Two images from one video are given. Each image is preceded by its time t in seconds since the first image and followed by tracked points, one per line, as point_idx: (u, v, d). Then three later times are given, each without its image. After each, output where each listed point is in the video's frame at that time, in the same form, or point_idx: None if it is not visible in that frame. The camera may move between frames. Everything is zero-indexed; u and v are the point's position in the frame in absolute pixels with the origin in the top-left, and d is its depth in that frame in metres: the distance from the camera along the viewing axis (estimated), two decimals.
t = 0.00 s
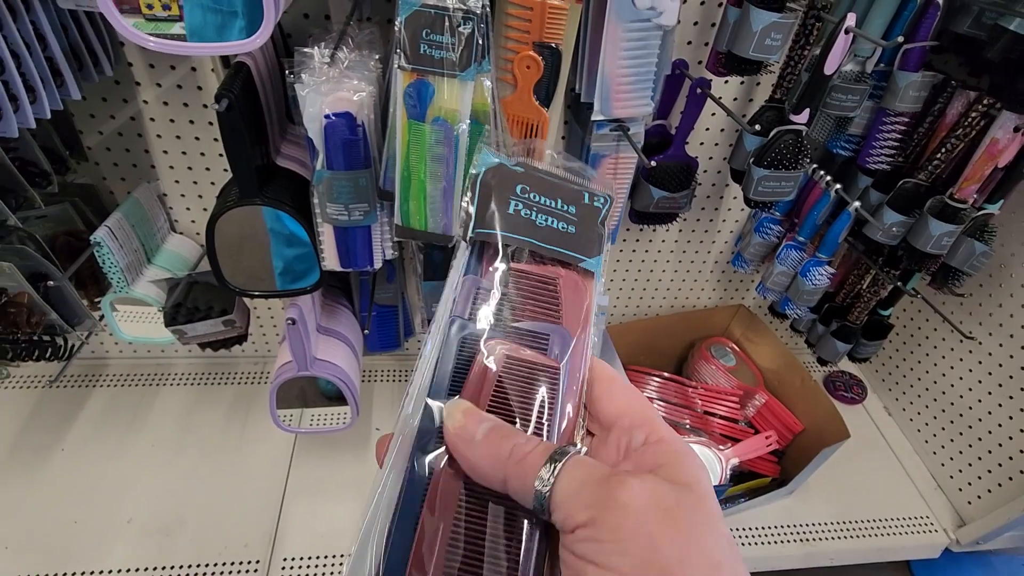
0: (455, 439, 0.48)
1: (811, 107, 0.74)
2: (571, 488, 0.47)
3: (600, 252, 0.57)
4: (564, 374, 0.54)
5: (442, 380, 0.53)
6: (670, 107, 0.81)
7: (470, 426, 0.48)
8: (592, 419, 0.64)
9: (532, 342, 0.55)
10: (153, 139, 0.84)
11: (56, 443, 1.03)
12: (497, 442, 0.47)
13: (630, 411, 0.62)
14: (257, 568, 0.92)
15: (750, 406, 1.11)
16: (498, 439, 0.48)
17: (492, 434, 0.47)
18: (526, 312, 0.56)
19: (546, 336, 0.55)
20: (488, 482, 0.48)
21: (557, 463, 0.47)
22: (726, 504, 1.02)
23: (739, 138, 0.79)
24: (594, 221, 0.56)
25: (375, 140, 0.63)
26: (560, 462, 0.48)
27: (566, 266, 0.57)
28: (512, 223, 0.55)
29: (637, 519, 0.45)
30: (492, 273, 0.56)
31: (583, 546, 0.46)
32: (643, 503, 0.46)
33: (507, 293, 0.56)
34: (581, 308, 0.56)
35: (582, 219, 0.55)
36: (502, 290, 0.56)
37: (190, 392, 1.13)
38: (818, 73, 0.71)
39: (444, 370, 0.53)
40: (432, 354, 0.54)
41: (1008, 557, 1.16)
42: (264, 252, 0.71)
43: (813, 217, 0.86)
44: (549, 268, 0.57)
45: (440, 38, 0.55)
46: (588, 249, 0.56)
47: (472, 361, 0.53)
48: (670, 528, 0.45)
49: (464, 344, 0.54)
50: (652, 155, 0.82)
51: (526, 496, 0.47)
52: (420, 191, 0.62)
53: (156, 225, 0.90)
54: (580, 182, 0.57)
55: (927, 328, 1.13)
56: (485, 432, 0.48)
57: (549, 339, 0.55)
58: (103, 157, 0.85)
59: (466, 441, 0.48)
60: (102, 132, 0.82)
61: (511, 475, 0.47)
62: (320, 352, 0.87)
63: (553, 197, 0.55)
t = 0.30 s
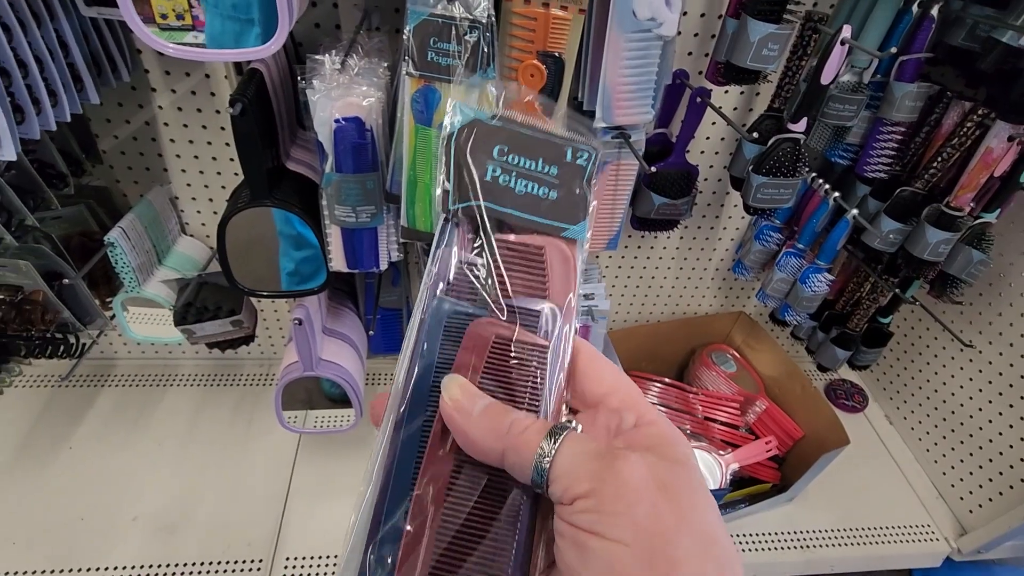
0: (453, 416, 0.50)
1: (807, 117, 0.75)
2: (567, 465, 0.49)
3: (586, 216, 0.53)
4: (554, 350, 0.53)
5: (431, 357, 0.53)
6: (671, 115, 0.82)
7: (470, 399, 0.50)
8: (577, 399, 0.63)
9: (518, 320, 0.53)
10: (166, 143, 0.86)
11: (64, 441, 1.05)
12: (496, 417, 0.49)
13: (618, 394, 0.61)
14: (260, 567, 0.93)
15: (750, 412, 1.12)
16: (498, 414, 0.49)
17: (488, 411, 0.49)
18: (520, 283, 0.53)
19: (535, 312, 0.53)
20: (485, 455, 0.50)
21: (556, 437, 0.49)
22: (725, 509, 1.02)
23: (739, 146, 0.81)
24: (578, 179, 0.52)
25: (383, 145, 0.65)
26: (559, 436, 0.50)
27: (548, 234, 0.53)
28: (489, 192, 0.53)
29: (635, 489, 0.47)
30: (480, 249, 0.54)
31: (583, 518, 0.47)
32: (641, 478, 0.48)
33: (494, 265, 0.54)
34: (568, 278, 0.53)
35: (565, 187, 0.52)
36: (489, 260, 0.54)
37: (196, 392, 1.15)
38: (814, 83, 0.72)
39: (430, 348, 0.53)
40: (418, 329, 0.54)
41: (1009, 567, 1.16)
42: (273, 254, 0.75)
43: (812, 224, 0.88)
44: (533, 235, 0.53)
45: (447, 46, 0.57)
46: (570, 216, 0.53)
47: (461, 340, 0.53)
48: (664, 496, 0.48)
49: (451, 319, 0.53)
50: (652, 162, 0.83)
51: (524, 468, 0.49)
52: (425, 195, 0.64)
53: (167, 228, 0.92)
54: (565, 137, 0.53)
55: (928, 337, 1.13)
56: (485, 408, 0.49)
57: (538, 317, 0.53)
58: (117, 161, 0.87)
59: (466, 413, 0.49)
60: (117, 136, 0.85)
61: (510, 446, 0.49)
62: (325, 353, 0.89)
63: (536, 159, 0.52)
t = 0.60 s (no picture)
0: (477, 369, 0.53)
1: (806, 124, 0.78)
2: (578, 402, 0.52)
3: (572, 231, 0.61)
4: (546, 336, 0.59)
5: (437, 347, 0.56)
6: (672, 121, 0.85)
7: (488, 354, 0.54)
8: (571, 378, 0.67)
9: (514, 314, 0.58)
10: (182, 145, 0.88)
11: (74, 437, 1.07)
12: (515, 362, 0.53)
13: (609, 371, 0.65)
14: (264, 564, 0.95)
15: (750, 416, 1.11)
16: (515, 359, 0.53)
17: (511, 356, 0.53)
18: (510, 283, 0.58)
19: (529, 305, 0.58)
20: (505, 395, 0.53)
21: (572, 376, 0.53)
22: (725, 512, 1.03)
23: (739, 152, 0.83)
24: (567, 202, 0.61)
25: (393, 146, 0.67)
26: (575, 376, 0.53)
27: (539, 243, 0.60)
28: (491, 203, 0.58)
29: (637, 425, 0.50)
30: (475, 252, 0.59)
31: (585, 445, 0.51)
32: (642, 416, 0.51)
33: (486, 267, 0.59)
34: (554, 275, 0.60)
35: (554, 206, 0.60)
36: (482, 264, 0.59)
37: (204, 391, 1.17)
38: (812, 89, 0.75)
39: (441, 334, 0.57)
40: (423, 323, 0.57)
41: None
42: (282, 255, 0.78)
43: (811, 229, 0.90)
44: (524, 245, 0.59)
45: (456, 50, 0.59)
46: (562, 227, 0.60)
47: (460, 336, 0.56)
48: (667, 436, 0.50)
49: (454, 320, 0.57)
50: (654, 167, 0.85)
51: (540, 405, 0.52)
52: (434, 195, 0.66)
53: (180, 227, 0.94)
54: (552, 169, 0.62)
55: (928, 343, 1.14)
56: (505, 355, 0.53)
57: (531, 310, 0.59)
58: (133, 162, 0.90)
59: (487, 362, 0.53)
60: (134, 138, 0.87)
61: (530, 379, 0.52)
62: (332, 351, 0.90)
63: (531, 181, 0.60)
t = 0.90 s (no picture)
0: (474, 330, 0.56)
1: (795, 128, 0.80)
2: (566, 361, 0.55)
3: (585, 195, 0.60)
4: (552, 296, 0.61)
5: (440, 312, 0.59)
6: (665, 127, 0.86)
7: (483, 315, 0.57)
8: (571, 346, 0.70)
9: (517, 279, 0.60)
10: (184, 149, 0.90)
11: (72, 438, 1.07)
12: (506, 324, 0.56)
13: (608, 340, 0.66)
14: (260, 564, 0.95)
15: (745, 420, 1.13)
16: (506, 324, 0.56)
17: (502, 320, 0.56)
18: (519, 250, 0.60)
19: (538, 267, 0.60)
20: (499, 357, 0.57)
21: (559, 338, 0.56)
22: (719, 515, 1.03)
23: (730, 156, 0.85)
24: (583, 164, 0.60)
25: (391, 148, 0.69)
26: (562, 338, 0.56)
27: (549, 208, 0.60)
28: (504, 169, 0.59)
29: (626, 387, 0.54)
30: (489, 213, 0.59)
31: (572, 402, 0.54)
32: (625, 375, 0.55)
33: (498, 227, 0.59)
34: (567, 244, 0.60)
35: (568, 171, 0.59)
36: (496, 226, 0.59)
37: (203, 393, 1.18)
38: (799, 94, 0.78)
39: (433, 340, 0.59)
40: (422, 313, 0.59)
41: None
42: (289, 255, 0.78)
43: (802, 233, 0.91)
44: (536, 208, 0.59)
45: (452, 54, 0.61)
46: (572, 193, 0.60)
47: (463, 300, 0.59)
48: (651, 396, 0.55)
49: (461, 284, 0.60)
50: (648, 172, 0.87)
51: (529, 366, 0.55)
52: (430, 194, 0.68)
53: (181, 229, 0.96)
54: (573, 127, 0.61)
55: (921, 348, 1.14)
56: (496, 316, 0.57)
57: (536, 278, 0.61)
58: (137, 164, 0.91)
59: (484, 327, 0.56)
60: (138, 141, 0.89)
61: (518, 342, 0.55)
62: (329, 352, 0.91)
63: (544, 144, 0.59)
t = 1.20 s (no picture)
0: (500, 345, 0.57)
1: (792, 145, 0.82)
2: (575, 380, 0.55)
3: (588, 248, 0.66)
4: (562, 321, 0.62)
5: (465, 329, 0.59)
6: (666, 144, 0.88)
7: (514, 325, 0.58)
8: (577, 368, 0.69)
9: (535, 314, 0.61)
10: (192, 163, 0.91)
11: (75, 449, 1.08)
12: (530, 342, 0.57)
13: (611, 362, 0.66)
14: None
15: (745, 432, 1.14)
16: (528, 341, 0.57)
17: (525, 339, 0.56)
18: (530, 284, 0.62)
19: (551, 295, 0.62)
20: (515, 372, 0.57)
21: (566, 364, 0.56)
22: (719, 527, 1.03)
23: (729, 173, 0.87)
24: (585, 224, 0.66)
25: (397, 164, 0.70)
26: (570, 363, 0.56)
27: (559, 254, 0.64)
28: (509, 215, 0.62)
29: (624, 394, 0.56)
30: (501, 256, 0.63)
31: (576, 411, 0.55)
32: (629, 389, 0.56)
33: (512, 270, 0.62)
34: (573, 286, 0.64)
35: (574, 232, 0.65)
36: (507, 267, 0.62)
37: (205, 405, 1.18)
38: (797, 113, 0.80)
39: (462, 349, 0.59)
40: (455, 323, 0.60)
41: None
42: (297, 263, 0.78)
43: (801, 248, 0.92)
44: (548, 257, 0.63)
45: (459, 75, 0.62)
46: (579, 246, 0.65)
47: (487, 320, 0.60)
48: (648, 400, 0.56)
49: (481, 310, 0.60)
50: (648, 187, 0.89)
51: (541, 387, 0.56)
52: (437, 210, 0.69)
53: (188, 242, 0.97)
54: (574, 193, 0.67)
55: (919, 361, 1.15)
56: (521, 335, 0.57)
57: (551, 314, 0.61)
58: (145, 178, 0.93)
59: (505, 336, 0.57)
60: (146, 156, 0.90)
61: (534, 365, 0.55)
62: (333, 364, 0.92)
63: (555, 202, 0.65)
